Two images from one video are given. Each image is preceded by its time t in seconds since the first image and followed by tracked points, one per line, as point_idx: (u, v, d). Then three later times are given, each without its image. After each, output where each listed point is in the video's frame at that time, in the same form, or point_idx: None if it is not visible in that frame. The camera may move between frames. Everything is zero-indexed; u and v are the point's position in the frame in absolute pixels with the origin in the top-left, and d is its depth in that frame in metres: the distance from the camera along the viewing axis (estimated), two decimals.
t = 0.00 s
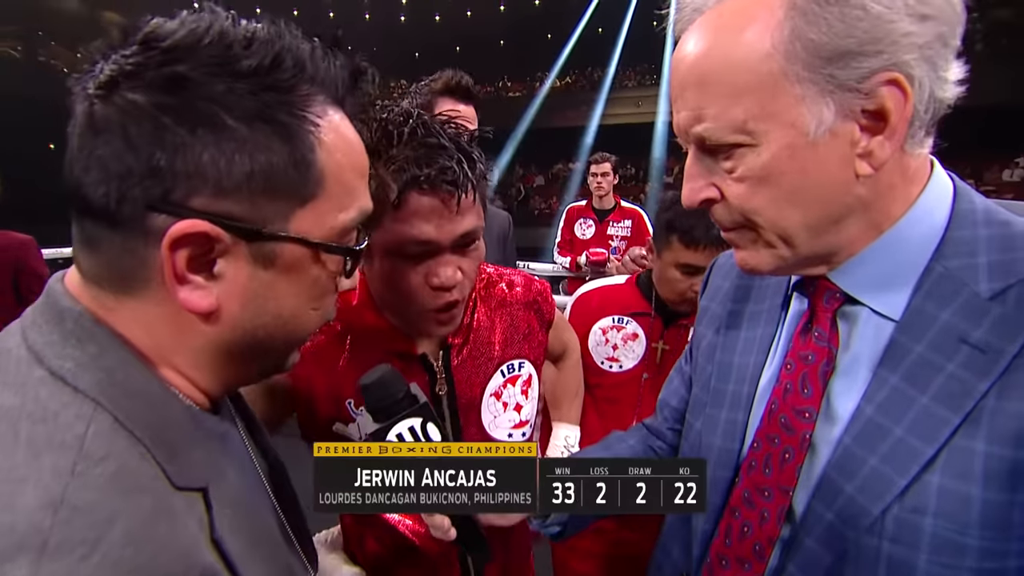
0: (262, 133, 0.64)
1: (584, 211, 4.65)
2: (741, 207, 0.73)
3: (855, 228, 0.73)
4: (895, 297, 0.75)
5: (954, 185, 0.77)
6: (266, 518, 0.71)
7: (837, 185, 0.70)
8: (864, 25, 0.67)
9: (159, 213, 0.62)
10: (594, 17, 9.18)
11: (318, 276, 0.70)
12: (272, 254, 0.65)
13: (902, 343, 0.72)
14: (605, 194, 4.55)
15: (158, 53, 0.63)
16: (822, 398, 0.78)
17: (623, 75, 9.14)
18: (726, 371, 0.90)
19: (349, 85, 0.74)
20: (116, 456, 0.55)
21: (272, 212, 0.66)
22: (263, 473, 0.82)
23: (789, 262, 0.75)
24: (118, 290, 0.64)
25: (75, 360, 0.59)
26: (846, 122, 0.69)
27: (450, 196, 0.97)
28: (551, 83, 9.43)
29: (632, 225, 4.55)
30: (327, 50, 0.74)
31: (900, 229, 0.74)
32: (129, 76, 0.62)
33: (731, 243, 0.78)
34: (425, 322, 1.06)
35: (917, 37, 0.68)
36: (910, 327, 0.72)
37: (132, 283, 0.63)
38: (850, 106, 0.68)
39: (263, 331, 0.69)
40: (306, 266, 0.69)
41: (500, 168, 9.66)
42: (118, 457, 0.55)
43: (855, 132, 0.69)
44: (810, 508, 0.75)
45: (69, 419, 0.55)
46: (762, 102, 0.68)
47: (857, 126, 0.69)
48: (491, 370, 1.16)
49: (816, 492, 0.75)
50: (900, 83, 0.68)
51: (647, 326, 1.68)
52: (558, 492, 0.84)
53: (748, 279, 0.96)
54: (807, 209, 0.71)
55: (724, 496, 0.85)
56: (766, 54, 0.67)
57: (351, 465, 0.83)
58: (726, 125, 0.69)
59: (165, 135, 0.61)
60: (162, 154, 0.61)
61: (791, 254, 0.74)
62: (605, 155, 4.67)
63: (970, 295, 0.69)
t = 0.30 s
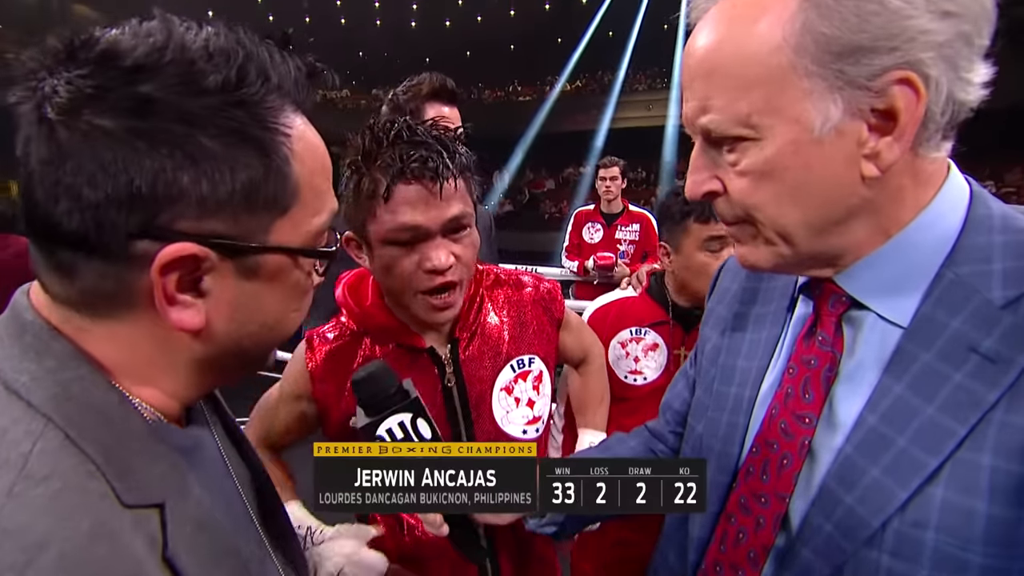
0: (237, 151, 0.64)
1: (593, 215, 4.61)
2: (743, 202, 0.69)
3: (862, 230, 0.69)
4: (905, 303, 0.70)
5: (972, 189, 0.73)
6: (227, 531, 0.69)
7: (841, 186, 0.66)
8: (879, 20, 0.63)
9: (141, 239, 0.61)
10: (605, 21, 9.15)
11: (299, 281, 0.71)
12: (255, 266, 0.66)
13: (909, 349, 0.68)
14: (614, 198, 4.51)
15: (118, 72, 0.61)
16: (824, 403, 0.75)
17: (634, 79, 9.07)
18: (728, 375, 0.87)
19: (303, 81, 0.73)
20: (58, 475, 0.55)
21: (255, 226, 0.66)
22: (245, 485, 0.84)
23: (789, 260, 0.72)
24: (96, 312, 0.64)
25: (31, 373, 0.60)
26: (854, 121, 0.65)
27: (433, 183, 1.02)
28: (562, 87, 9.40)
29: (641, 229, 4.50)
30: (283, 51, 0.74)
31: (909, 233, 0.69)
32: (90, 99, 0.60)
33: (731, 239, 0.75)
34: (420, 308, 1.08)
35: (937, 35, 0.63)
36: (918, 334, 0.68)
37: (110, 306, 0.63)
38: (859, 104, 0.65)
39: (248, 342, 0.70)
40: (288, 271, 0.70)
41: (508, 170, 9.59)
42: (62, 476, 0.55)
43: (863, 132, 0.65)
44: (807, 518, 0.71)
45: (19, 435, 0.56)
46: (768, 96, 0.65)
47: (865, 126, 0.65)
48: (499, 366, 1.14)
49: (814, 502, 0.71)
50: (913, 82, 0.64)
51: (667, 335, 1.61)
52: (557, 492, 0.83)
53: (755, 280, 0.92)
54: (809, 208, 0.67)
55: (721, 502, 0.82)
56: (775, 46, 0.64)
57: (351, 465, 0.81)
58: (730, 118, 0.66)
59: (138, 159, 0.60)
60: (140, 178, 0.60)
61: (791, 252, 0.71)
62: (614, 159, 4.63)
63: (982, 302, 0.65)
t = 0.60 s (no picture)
0: (230, 156, 0.65)
1: (595, 217, 4.61)
2: (725, 204, 0.70)
3: (848, 234, 0.69)
4: (900, 309, 0.70)
5: (972, 193, 0.72)
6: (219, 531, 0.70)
7: (822, 192, 0.66)
8: (856, 29, 0.63)
9: (142, 243, 0.63)
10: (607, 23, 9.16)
11: (292, 277, 0.73)
12: (250, 265, 0.67)
13: (903, 356, 0.67)
14: (615, 200, 4.50)
15: (111, 86, 0.61)
16: (821, 410, 0.74)
17: (636, 81, 9.04)
18: (732, 383, 0.87)
19: (285, 86, 0.73)
20: (59, 469, 0.56)
21: (247, 225, 0.67)
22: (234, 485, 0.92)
23: (772, 262, 0.72)
24: (95, 312, 0.65)
25: (33, 372, 0.61)
26: (832, 129, 0.65)
27: (438, 169, 1.06)
28: (564, 89, 9.38)
29: (643, 231, 4.48)
30: (264, 54, 0.74)
31: (905, 237, 0.69)
32: (86, 111, 0.61)
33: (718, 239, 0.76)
34: (430, 296, 1.10)
35: (919, 42, 0.63)
36: (913, 341, 0.67)
37: (110, 308, 0.65)
38: (836, 112, 0.64)
39: (247, 338, 0.72)
40: (281, 269, 0.71)
41: (511, 173, 9.62)
42: (60, 472, 0.56)
43: (842, 138, 0.65)
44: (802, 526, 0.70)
45: (20, 431, 0.56)
46: (747, 100, 0.65)
47: (844, 133, 0.65)
48: (506, 364, 1.14)
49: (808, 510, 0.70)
50: (890, 91, 0.63)
51: (674, 340, 1.57)
52: (557, 492, 0.79)
53: (761, 285, 0.93)
54: (789, 212, 0.67)
55: (723, 508, 0.82)
56: (756, 51, 0.64)
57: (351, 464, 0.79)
58: (712, 121, 0.66)
59: (136, 166, 0.61)
60: (138, 185, 0.61)
61: (773, 254, 0.71)
62: (614, 161, 4.63)
63: (976, 308, 0.64)
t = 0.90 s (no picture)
0: (232, 159, 0.66)
1: (594, 219, 4.62)
2: (727, 206, 0.71)
3: (848, 235, 0.70)
4: (895, 311, 0.71)
5: (972, 197, 0.72)
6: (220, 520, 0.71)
7: (820, 194, 0.67)
8: (855, 34, 0.63)
9: (148, 241, 0.64)
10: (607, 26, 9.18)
11: (291, 274, 0.74)
12: (251, 264, 0.68)
13: (892, 359, 0.68)
14: (614, 202, 4.51)
15: (118, 92, 0.62)
16: (816, 409, 0.75)
17: (637, 83, 9.05)
18: (738, 377, 0.88)
19: (284, 93, 0.74)
20: (71, 456, 0.57)
21: (248, 225, 0.68)
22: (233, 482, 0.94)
23: (774, 264, 0.74)
24: (103, 308, 0.66)
25: (44, 364, 0.62)
26: (830, 132, 0.66)
27: (448, 170, 1.08)
28: (564, 91, 9.38)
29: (642, 233, 4.48)
30: (264, 64, 0.75)
31: (901, 240, 0.70)
32: (97, 117, 0.62)
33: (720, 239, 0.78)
34: (418, 290, 1.11)
35: (920, 46, 0.63)
36: (904, 343, 0.68)
37: (117, 305, 0.65)
38: (836, 116, 0.65)
39: (248, 333, 0.72)
40: (280, 267, 0.72)
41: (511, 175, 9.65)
42: (72, 459, 0.57)
43: (840, 142, 0.66)
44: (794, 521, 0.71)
45: (33, 419, 0.58)
46: (748, 103, 0.66)
47: (842, 136, 0.66)
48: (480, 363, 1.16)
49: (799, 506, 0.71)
50: (888, 94, 0.64)
51: (669, 345, 1.55)
52: (558, 492, 0.80)
53: (769, 283, 0.95)
54: (790, 214, 0.68)
55: (723, 502, 0.83)
56: (756, 56, 0.65)
57: (351, 464, 0.80)
58: (712, 124, 0.68)
59: (143, 169, 0.62)
60: (145, 186, 0.62)
61: (774, 256, 0.73)
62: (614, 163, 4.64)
63: (965, 312, 0.65)
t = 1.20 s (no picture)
0: (260, 176, 0.74)
1: (591, 222, 4.68)
2: (721, 202, 0.75)
3: (823, 231, 0.75)
4: (861, 300, 0.76)
5: (923, 201, 0.79)
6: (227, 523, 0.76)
7: (805, 192, 0.73)
8: (835, 48, 0.70)
9: (182, 255, 0.71)
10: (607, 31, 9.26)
11: (306, 283, 0.82)
12: (274, 275, 0.76)
13: (859, 342, 0.74)
14: (611, 204, 4.57)
15: (152, 112, 0.69)
16: (792, 390, 0.81)
17: (636, 88, 9.13)
18: (719, 366, 0.94)
19: (300, 108, 0.83)
20: (95, 455, 0.62)
21: (273, 238, 0.76)
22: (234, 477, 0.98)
23: (762, 257, 0.78)
24: (139, 315, 0.71)
25: (66, 366, 0.66)
26: (815, 134, 0.71)
27: (435, 184, 1.14)
28: (564, 96, 9.47)
29: (638, 236, 4.53)
30: (281, 80, 0.84)
31: (864, 238, 0.75)
32: (134, 136, 0.68)
33: (710, 236, 0.81)
34: (399, 296, 1.16)
35: (888, 63, 0.70)
36: (869, 328, 0.74)
37: (145, 315, 0.71)
38: (819, 120, 0.71)
39: (266, 339, 0.80)
40: (298, 277, 0.81)
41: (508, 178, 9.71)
42: (97, 457, 0.61)
43: (822, 144, 0.71)
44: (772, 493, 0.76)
45: (59, 419, 0.62)
46: (743, 108, 0.71)
47: (824, 139, 0.72)
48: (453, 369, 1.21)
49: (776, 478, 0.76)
50: (865, 103, 0.71)
51: (668, 361, 1.55)
52: (558, 492, 0.84)
53: (746, 281, 1.00)
54: (778, 210, 0.73)
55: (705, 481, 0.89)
56: (751, 67, 0.71)
57: (352, 464, 0.84)
58: (710, 127, 0.73)
59: (178, 186, 0.69)
60: (181, 203, 0.69)
61: (762, 248, 0.77)
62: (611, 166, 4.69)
63: (918, 301, 0.71)
